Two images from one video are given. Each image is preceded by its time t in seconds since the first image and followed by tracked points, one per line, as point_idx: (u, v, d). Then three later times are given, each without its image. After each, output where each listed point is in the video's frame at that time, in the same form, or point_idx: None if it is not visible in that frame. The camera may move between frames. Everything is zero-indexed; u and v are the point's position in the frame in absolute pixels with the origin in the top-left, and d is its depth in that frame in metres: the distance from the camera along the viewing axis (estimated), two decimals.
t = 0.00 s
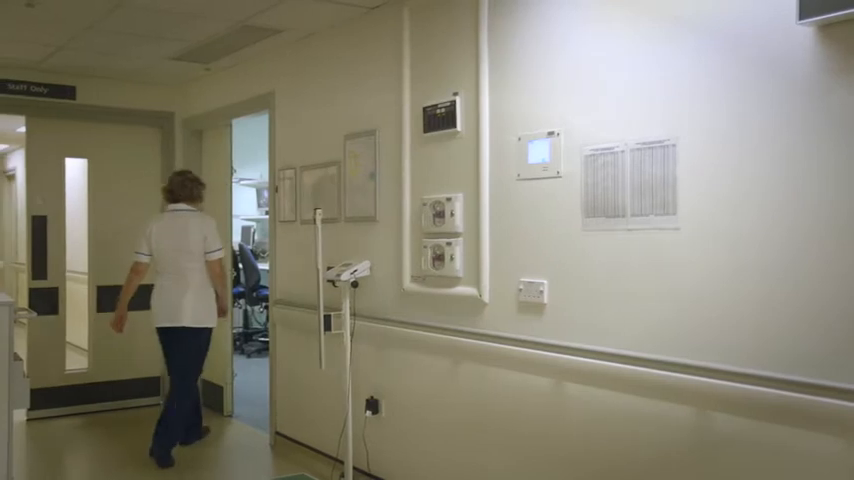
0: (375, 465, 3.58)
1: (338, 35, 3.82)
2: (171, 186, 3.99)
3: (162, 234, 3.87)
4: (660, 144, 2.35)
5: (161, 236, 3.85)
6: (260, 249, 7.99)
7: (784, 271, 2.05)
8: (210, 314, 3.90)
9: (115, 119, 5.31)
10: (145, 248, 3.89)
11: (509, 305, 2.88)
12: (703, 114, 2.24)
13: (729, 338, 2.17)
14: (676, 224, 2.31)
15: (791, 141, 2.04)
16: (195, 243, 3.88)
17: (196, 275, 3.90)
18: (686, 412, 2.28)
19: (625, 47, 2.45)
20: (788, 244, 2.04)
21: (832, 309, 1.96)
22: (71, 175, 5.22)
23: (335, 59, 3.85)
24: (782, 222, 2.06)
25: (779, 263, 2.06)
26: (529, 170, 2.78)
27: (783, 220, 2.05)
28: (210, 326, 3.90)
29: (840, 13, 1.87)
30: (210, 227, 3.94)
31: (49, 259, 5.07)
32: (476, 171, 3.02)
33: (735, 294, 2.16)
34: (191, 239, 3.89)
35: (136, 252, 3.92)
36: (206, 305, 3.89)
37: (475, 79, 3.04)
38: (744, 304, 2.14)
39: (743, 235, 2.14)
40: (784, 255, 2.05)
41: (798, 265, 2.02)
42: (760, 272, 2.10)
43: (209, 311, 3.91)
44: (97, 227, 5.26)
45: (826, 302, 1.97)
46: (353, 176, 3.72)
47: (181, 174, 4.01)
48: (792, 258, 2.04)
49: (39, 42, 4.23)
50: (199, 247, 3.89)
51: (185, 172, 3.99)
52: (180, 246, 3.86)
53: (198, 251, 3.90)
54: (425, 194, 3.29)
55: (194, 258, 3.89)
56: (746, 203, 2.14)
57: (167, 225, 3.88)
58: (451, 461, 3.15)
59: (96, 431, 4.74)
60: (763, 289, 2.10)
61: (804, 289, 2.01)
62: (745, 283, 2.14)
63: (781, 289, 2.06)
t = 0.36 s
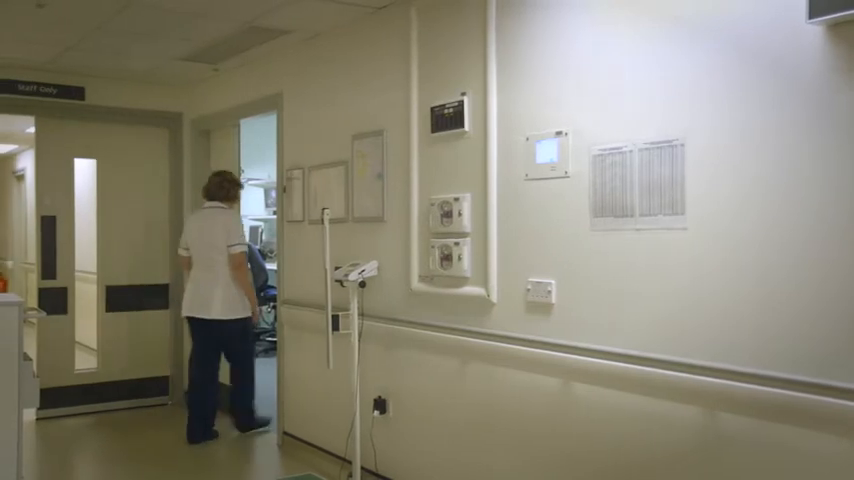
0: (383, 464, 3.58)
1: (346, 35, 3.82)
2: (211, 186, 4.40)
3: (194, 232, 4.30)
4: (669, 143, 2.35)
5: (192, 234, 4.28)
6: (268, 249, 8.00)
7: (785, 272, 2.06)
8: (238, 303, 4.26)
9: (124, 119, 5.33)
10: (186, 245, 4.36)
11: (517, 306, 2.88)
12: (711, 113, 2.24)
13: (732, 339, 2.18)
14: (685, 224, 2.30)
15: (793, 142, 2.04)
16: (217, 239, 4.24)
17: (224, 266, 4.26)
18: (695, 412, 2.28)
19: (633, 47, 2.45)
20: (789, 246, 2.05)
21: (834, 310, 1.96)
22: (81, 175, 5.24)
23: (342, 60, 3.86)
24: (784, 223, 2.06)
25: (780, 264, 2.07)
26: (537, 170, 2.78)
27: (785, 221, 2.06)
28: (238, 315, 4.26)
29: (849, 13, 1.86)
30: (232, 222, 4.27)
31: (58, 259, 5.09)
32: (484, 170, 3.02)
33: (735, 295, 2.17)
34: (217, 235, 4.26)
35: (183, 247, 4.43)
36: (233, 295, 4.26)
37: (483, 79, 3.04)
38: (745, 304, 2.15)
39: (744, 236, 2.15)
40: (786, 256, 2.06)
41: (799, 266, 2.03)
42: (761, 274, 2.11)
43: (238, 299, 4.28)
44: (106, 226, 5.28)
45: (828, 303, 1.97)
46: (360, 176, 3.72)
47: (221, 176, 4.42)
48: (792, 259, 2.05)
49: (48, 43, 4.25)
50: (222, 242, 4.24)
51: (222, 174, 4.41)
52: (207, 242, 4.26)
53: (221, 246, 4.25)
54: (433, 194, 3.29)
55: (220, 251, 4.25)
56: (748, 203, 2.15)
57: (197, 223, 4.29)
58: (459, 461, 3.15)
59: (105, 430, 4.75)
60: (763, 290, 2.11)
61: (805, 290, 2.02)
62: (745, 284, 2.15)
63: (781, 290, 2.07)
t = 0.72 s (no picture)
0: (390, 464, 3.58)
1: (354, 36, 3.83)
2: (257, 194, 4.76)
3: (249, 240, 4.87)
4: (678, 143, 2.34)
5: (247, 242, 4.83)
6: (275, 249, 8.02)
7: (791, 272, 2.06)
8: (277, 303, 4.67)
9: (132, 120, 5.34)
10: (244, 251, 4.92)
11: (526, 306, 2.88)
12: (720, 113, 2.23)
13: (732, 339, 2.20)
14: (693, 224, 2.29)
15: (794, 143, 2.05)
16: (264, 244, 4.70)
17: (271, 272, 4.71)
18: (703, 412, 2.27)
19: (640, 47, 2.45)
20: (792, 246, 2.06)
21: (834, 310, 1.97)
22: (90, 178, 5.28)
23: (349, 60, 3.87)
24: (784, 224, 2.07)
25: (783, 264, 2.08)
26: (545, 170, 2.78)
27: (786, 221, 2.07)
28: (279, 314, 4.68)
29: None
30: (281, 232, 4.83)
31: (67, 258, 5.11)
32: (492, 170, 3.02)
33: (735, 295, 2.19)
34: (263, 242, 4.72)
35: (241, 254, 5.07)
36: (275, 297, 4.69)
37: (491, 79, 3.04)
38: (745, 305, 2.17)
39: (746, 237, 2.16)
40: (786, 256, 2.07)
41: (801, 266, 2.04)
42: (760, 274, 2.13)
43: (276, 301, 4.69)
44: (114, 227, 5.30)
45: (828, 304, 1.98)
46: (368, 176, 3.73)
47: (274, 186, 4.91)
48: (798, 259, 2.05)
49: (57, 44, 4.26)
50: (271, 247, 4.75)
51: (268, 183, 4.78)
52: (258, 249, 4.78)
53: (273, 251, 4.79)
54: (441, 194, 3.29)
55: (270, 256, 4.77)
56: (750, 204, 2.15)
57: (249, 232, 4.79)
58: (466, 461, 3.15)
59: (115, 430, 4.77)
60: (769, 290, 2.11)
61: (811, 290, 2.02)
62: (746, 284, 2.16)
63: (784, 290, 2.07)
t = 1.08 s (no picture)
0: (398, 464, 3.59)
1: (362, 36, 3.83)
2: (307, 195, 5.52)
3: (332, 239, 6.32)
4: (687, 142, 2.33)
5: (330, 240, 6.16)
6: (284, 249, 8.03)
7: (800, 271, 2.05)
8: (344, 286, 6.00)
9: (141, 120, 5.36)
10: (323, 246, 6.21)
11: (534, 306, 2.88)
12: (729, 112, 2.22)
13: (738, 339, 2.20)
14: (703, 224, 2.29)
15: (797, 143, 2.06)
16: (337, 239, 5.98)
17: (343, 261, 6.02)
18: (712, 413, 2.26)
19: (648, 46, 2.45)
20: (801, 246, 2.05)
21: (834, 310, 1.98)
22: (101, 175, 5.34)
23: (357, 60, 3.88)
24: (791, 224, 2.07)
25: (792, 264, 2.07)
26: (554, 170, 2.77)
27: (786, 221, 2.09)
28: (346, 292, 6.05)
29: None
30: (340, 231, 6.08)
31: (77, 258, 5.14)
32: (500, 170, 3.02)
33: (735, 295, 2.21)
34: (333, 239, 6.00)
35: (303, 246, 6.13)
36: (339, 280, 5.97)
37: (499, 79, 3.04)
38: (745, 305, 2.18)
39: (747, 238, 2.18)
40: (786, 257, 2.08)
41: (810, 266, 2.03)
42: (765, 274, 2.13)
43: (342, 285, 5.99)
44: (124, 227, 5.32)
45: (829, 303, 1.99)
46: (376, 176, 3.73)
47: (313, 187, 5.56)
48: (807, 259, 2.04)
49: (67, 45, 4.28)
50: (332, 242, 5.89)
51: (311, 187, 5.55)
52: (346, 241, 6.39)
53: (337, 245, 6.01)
54: (449, 194, 3.29)
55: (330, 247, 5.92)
56: (750, 206, 2.17)
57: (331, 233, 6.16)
58: (475, 461, 3.15)
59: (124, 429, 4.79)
60: (778, 290, 2.10)
61: (820, 290, 2.01)
62: (745, 285, 2.18)
63: (793, 290, 2.07)
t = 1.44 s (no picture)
0: (406, 464, 3.59)
1: (370, 36, 3.83)
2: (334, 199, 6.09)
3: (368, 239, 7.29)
4: (696, 142, 2.32)
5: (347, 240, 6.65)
6: (292, 249, 8.04)
7: (807, 272, 2.05)
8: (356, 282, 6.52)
9: (150, 120, 5.38)
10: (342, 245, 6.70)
11: (542, 306, 2.87)
12: (738, 112, 2.21)
13: (745, 339, 2.20)
14: (712, 224, 2.28)
15: (806, 143, 2.05)
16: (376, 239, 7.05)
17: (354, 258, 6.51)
18: (720, 414, 2.25)
19: (656, 46, 2.44)
20: (808, 247, 2.05)
21: (835, 310, 1.99)
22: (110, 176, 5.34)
23: (365, 60, 3.88)
24: (799, 224, 2.07)
25: (800, 264, 2.06)
26: (562, 170, 2.77)
27: (786, 221, 2.10)
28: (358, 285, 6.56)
29: None
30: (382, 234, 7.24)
31: (86, 258, 5.16)
32: (508, 170, 3.02)
33: (737, 295, 2.22)
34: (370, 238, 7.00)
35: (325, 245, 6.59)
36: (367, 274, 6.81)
37: (507, 79, 3.03)
38: (752, 304, 2.18)
39: (746, 238, 2.19)
40: (786, 257, 2.10)
41: (817, 266, 2.02)
42: (773, 274, 2.13)
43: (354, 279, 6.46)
44: (133, 227, 5.33)
45: (829, 303, 2.00)
46: (384, 177, 3.73)
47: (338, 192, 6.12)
48: (815, 259, 2.03)
49: (76, 45, 4.30)
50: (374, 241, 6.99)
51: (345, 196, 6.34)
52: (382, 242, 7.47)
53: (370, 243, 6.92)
54: (457, 194, 3.29)
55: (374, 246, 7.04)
56: (749, 207, 2.19)
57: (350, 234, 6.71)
58: (483, 461, 3.14)
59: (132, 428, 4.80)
60: (785, 290, 2.10)
61: (827, 291, 2.00)
62: (744, 285, 2.20)
63: (800, 290, 2.06)
